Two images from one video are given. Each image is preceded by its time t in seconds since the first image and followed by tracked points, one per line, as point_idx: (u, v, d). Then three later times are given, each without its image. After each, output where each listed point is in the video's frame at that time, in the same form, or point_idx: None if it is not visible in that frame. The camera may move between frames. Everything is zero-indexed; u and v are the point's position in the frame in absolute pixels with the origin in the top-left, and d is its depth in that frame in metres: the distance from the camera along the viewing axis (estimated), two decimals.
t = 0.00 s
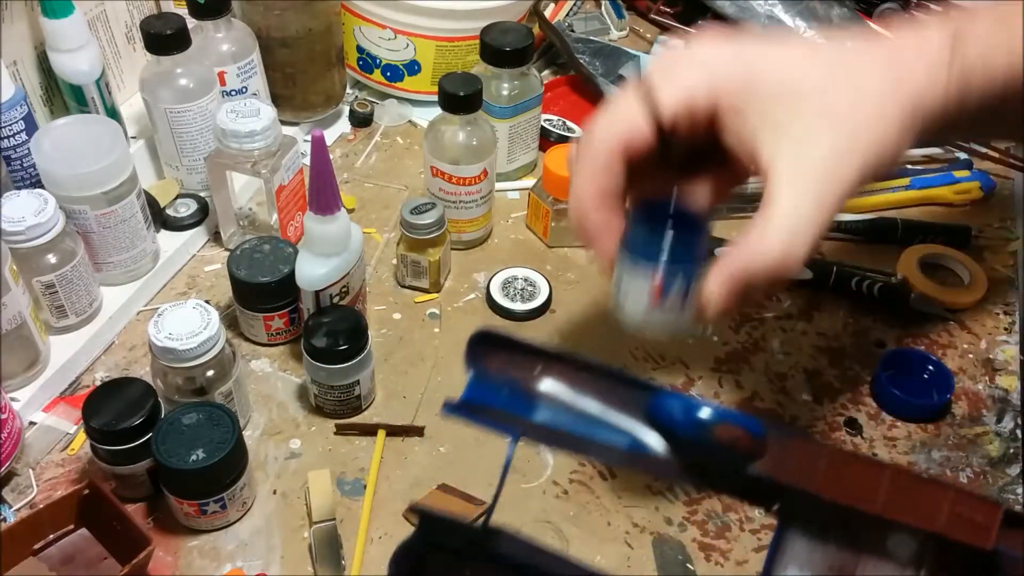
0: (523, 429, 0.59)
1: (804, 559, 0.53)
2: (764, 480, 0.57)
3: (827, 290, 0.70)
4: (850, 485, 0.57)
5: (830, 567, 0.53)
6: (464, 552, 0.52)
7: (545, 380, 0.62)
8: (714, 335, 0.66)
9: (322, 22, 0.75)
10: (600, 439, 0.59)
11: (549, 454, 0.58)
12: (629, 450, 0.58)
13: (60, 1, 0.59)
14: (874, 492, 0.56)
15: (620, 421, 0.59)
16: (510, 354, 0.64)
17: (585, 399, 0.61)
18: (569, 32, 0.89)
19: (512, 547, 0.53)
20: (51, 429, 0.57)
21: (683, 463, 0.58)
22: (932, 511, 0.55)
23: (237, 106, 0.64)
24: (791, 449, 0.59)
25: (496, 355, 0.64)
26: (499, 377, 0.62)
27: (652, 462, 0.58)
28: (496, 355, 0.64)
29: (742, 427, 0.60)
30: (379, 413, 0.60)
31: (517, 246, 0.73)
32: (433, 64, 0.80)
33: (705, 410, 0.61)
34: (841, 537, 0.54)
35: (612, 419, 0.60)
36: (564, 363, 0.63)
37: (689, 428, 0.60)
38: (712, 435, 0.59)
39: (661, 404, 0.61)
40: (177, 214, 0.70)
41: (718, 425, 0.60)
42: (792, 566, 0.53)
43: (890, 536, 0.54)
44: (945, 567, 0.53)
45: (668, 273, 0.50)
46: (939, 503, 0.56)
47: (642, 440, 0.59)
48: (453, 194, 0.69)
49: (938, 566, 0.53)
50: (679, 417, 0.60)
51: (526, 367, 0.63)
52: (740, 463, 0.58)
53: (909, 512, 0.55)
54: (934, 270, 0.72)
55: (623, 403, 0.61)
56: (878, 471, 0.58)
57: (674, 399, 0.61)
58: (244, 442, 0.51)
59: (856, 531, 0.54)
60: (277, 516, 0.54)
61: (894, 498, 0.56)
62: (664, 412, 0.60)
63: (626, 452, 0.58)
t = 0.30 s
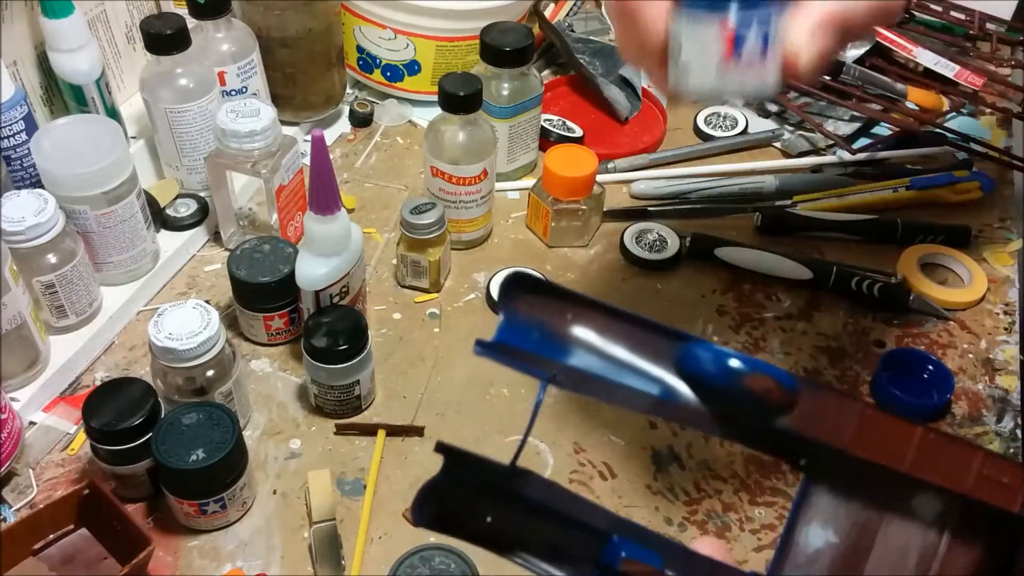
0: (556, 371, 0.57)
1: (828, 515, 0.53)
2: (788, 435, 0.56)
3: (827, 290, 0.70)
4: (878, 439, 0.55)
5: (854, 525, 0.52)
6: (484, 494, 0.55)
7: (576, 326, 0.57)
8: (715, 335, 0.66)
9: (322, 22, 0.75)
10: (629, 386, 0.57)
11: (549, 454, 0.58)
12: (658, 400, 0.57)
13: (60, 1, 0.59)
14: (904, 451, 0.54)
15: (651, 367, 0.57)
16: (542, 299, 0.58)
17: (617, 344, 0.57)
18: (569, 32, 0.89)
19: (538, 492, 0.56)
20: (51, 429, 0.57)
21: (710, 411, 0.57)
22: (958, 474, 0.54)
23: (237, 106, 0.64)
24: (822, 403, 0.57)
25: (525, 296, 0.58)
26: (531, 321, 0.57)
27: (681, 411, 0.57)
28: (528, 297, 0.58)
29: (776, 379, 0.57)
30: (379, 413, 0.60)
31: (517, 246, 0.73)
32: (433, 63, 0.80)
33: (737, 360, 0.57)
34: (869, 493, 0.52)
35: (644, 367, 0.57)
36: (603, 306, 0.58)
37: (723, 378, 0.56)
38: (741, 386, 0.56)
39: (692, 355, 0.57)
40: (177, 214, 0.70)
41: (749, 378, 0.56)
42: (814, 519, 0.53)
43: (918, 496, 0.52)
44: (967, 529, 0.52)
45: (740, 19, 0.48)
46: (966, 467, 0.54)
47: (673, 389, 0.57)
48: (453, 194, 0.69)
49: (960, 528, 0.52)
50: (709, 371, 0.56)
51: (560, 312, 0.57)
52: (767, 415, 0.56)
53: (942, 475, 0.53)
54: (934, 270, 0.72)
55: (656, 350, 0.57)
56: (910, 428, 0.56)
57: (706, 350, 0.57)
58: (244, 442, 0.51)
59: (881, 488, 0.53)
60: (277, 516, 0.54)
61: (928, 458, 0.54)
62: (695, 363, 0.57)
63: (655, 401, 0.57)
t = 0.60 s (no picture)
0: (556, 365, 0.46)
1: (831, 510, 0.50)
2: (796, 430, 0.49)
3: (827, 290, 0.70)
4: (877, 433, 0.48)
5: (855, 520, 0.49)
6: (481, 493, 0.52)
7: (577, 320, 0.47)
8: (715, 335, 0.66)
9: (322, 22, 0.75)
10: (626, 381, 0.48)
11: (549, 454, 0.58)
12: (658, 394, 0.49)
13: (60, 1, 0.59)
14: (903, 442, 0.47)
15: (646, 358, 0.48)
16: (546, 287, 0.46)
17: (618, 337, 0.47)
18: (569, 32, 0.89)
19: (539, 486, 0.52)
20: (51, 429, 0.58)
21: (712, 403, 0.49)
22: (960, 466, 0.47)
23: (237, 106, 0.64)
24: (825, 397, 0.49)
25: (530, 290, 0.46)
26: (532, 314, 0.46)
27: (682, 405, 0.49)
28: (531, 290, 0.46)
29: (778, 369, 0.48)
30: (379, 413, 0.60)
31: (517, 246, 0.73)
32: (433, 63, 0.80)
33: (737, 349, 0.48)
34: (873, 487, 0.49)
35: (643, 359, 0.48)
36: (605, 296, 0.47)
37: (726, 371, 0.47)
38: (743, 380, 0.48)
39: (690, 346, 0.48)
40: (177, 214, 0.70)
41: (749, 368, 0.48)
42: (815, 514, 0.50)
43: (917, 491, 0.48)
44: (971, 524, 0.48)
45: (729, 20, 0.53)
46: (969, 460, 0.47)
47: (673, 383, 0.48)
48: (453, 194, 0.69)
49: (964, 522, 0.48)
50: (712, 362, 0.47)
51: (557, 302, 0.46)
52: (767, 408, 0.48)
53: (943, 467, 0.47)
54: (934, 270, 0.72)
55: (655, 341, 0.48)
56: (912, 420, 0.48)
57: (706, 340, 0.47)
58: (244, 442, 0.51)
59: (887, 480, 0.49)
60: (277, 516, 0.54)
61: (930, 451, 0.47)
62: (695, 355, 0.48)
63: (654, 396, 0.49)
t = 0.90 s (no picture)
0: (540, 358, 0.42)
1: (817, 500, 0.47)
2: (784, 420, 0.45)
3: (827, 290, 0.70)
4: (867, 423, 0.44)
5: (842, 511, 0.47)
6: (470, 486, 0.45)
7: (560, 311, 0.42)
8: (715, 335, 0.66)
9: (322, 22, 0.75)
10: (612, 373, 0.43)
11: (549, 454, 0.58)
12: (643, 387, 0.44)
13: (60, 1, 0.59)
14: (887, 433, 0.44)
15: (630, 348, 0.43)
16: (530, 276, 0.41)
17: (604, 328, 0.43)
18: (569, 32, 0.89)
19: (525, 479, 0.46)
20: (51, 429, 0.58)
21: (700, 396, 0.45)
22: (946, 454, 0.44)
23: (237, 106, 0.64)
24: (808, 390, 0.44)
25: (514, 281, 0.41)
26: (516, 305, 0.41)
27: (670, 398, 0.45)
28: (515, 282, 0.41)
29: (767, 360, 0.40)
30: (380, 413, 0.60)
31: (517, 246, 0.73)
32: (433, 64, 0.80)
33: (722, 338, 0.40)
34: (858, 476, 0.47)
35: (628, 351, 0.43)
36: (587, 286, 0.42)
37: (712, 362, 0.41)
38: (727, 371, 0.41)
39: (674, 337, 0.41)
40: (178, 214, 0.70)
41: (735, 358, 0.40)
42: (802, 506, 0.47)
43: (901, 478, 0.46)
44: (954, 513, 0.46)
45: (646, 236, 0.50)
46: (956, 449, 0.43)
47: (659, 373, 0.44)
48: (453, 194, 0.69)
49: (947, 511, 0.46)
50: (697, 354, 0.41)
51: (538, 292, 0.42)
52: (753, 398, 0.42)
53: (928, 458, 0.43)
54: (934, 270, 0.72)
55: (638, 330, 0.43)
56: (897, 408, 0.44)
57: (692, 330, 0.41)
58: (244, 443, 0.51)
59: (870, 469, 0.47)
60: (277, 516, 0.54)
61: (915, 440, 0.44)
62: (678, 347, 0.42)
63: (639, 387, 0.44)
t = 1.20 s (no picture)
0: (534, 398, 0.40)
1: (819, 535, 0.46)
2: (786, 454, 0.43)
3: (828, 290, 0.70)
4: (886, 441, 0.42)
5: (843, 546, 0.45)
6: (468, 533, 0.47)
7: (553, 348, 0.41)
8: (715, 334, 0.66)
9: (322, 22, 0.75)
10: (608, 412, 0.42)
11: (549, 454, 0.58)
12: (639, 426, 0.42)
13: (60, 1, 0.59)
14: (888, 464, 0.43)
15: (626, 384, 0.42)
16: (525, 313, 0.40)
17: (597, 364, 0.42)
18: (569, 32, 0.89)
19: (518, 524, 0.48)
20: (51, 429, 0.58)
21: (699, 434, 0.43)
22: (948, 483, 0.43)
23: (237, 106, 0.64)
24: (808, 422, 0.43)
25: (507, 317, 0.40)
26: (508, 341, 0.40)
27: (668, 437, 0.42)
28: (507, 317, 0.40)
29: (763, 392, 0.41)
30: (379, 413, 0.60)
31: (517, 246, 0.73)
32: (433, 64, 0.80)
33: (719, 371, 0.41)
34: (858, 509, 0.45)
35: (624, 386, 0.42)
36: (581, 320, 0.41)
37: (708, 395, 0.41)
38: (724, 406, 0.41)
39: (669, 370, 0.41)
40: (177, 214, 0.70)
41: (731, 391, 0.40)
42: (804, 542, 0.46)
43: (905, 511, 0.45)
44: (958, 545, 0.45)
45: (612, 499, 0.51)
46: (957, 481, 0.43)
47: (656, 409, 0.42)
48: (452, 195, 0.69)
49: (952, 544, 0.45)
50: (692, 388, 0.41)
51: (533, 328, 0.41)
52: (746, 431, 0.42)
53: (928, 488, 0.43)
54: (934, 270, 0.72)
55: (633, 366, 0.42)
56: (896, 438, 0.43)
57: (687, 363, 0.41)
58: (244, 442, 0.51)
59: (872, 502, 0.45)
60: (277, 516, 0.54)
61: (917, 468, 0.43)
62: (674, 381, 0.41)
63: (636, 426, 0.42)
